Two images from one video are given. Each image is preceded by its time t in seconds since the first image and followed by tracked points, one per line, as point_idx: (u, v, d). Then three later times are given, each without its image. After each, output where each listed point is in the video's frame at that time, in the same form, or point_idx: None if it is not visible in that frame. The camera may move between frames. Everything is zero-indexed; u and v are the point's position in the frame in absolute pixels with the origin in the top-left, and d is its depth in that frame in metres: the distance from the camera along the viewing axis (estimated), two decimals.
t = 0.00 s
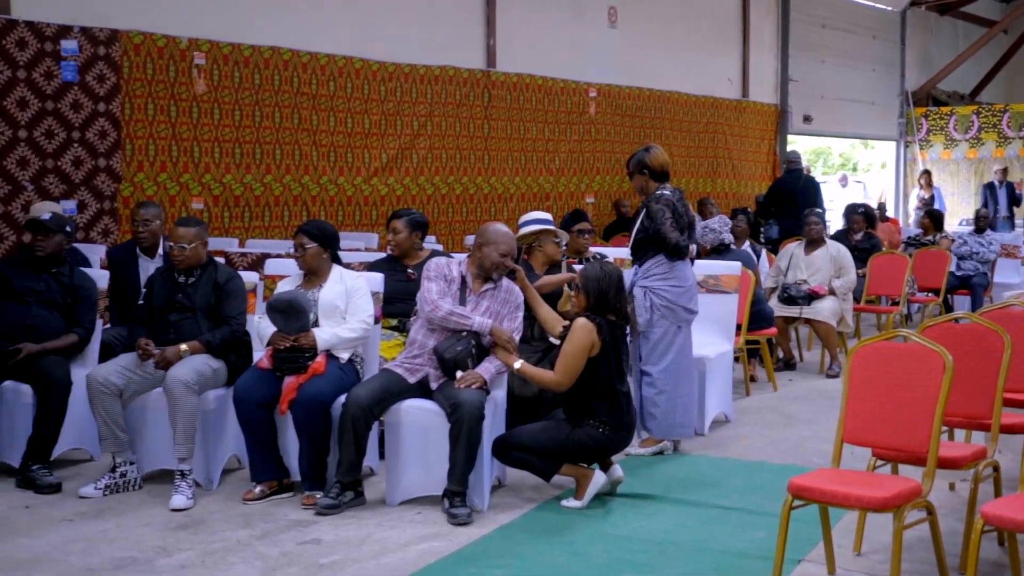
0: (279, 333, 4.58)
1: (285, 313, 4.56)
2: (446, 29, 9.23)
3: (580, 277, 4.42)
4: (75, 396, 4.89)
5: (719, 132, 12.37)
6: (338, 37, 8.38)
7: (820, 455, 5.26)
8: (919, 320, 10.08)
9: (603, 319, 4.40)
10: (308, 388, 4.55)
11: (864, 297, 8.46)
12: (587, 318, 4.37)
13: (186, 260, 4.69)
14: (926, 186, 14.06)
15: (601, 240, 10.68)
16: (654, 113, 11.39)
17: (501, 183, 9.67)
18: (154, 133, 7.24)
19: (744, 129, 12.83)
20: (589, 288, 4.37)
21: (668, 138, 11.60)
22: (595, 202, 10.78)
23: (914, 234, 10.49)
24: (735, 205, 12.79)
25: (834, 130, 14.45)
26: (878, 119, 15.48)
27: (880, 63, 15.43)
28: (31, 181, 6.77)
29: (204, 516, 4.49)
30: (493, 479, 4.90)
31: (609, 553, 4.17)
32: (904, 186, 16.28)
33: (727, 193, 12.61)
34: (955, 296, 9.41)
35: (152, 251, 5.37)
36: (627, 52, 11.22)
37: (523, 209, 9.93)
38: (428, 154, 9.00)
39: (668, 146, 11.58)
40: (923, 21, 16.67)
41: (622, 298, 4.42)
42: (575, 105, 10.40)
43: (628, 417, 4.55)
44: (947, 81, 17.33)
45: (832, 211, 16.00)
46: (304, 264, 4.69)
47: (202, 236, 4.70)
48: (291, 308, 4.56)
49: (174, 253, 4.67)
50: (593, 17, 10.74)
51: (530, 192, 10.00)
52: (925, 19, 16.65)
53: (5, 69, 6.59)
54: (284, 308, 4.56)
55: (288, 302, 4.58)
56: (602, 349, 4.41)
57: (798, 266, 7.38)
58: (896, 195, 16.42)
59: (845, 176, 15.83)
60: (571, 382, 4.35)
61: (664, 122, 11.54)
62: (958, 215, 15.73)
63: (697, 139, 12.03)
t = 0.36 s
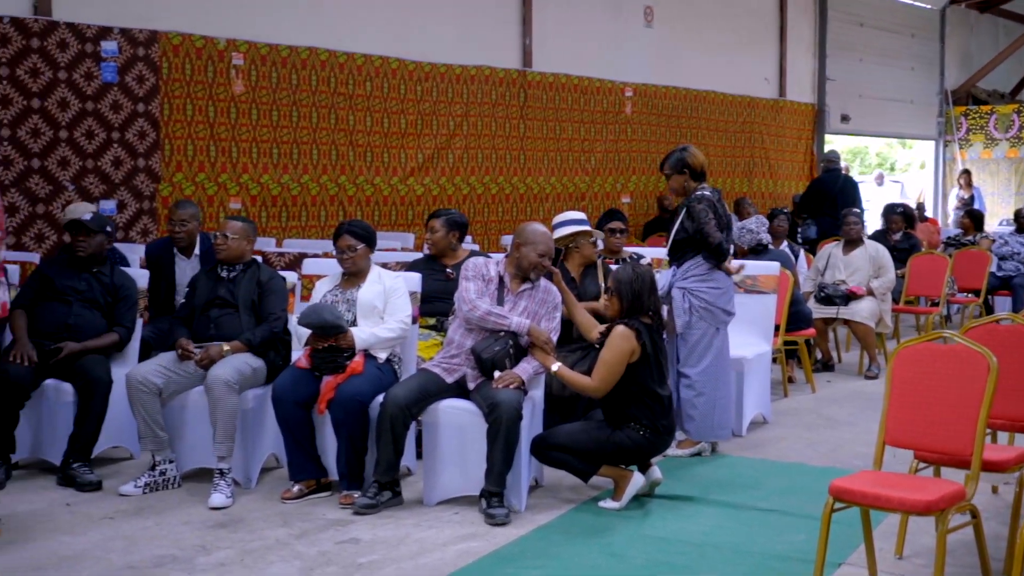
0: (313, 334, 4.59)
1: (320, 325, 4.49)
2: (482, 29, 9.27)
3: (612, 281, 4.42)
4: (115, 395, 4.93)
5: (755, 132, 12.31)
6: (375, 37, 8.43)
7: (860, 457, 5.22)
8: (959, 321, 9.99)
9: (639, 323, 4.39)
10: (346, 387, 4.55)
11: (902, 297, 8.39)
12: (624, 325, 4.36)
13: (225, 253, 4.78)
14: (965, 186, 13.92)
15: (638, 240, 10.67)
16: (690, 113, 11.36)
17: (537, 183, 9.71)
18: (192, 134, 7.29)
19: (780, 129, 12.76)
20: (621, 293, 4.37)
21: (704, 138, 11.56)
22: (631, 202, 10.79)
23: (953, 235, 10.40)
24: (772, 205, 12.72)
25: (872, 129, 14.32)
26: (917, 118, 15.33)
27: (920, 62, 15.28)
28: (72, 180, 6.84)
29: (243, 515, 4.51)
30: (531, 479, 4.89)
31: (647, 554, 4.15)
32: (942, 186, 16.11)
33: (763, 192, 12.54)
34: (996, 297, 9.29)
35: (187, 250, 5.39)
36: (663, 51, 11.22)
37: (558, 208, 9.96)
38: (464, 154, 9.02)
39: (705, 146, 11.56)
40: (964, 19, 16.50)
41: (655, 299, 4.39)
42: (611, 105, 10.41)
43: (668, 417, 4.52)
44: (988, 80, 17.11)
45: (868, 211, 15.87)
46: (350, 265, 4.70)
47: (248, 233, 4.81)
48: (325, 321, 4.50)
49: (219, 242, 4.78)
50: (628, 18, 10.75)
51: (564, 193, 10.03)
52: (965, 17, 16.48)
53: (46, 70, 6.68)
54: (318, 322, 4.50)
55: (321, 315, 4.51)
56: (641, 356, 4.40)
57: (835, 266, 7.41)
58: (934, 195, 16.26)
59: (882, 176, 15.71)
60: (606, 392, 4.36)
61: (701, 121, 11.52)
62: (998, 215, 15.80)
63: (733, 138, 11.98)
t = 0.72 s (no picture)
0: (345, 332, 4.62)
1: (352, 316, 4.53)
2: (510, 30, 9.30)
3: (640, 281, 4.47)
4: (148, 394, 4.96)
5: (786, 131, 12.26)
6: (404, 38, 8.48)
7: (892, 459, 5.18)
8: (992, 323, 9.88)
9: (670, 324, 4.39)
10: (376, 387, 4.55)
11: (935, 298, 8.33)
12: (655, 327, 4.37)
13: (254, 252, 4.79)
14: (999, 186, 13.68)
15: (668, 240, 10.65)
16: (721, 112, 11.33)
17: (565, 183, 9.74)
18: (223, 134, 7.34)
19: (812, 128, 12.69)
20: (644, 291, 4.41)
21: (735, 138, 11.53)
22: (660, 202, 10.78)
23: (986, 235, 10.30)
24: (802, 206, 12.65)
25: (904, 129, 14.23)
26: (950, 117, 15.20)
27: (953, 61, 15.14)
28: (105, 181, 6.89)
29: (274, 514, 4.52)
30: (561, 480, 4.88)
31: (678, 555, 4.12)
32: (976, 186, 15.95)
33: (793, 192, 12.47)
34: None
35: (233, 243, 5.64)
36: (693, 51, 11.22)
37: (588, 208, 9.97)
38: (493, 154, 9.06)
39: (735, 146, 11.54)
40: (998, 17, 16.34)
41: (685, 299, 4.39)
42: (641, 105, 10.41)
43: (702, 420, 4.51)
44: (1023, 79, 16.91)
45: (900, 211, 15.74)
46: (382, 264, 4.71)
47: (278, 232, 4.83)
48: (358, 311, 4.52)
49: (249, 242, 4.79)
50: (658, 18, 10.75)
51: (594, 193, 10.05)
52: (1000, 15, 16.31)
53: (80, 71, 6.74)
54: (349, 314, 4.53)
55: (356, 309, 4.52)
56: (673, 358, 4.40)
57: (868, 267, 7.46)
58: (967, 196, 16.10)
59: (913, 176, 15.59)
60: (638, 393, 4.35)
61: (732, 122, 11.49)
62: None
63: (764, 138, 11.94)
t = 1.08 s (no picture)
0: (369, 331, 4.64)
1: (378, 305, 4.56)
2: (535, 30, 9.32)
3: (674, 287, 4.43)
4: (174, 393, 4.98)
5: (812, 131, 12.20)
6: (428, 38, 8.51)
7: (920, 461, 5.15)
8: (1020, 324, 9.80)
9: (697, 326, 4.39)
10: (402, 387, 4.56)
11: (963, 300, 8.27)
12: (681, 329, 4.37)
13: (278, 253, 4.80)
14: None
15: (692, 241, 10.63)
16: (746, 112, 11.30)
17: (589, 183, 9.75)
18: (249, 134, 7.39)
19: (838, 128, 12.64)
20: (682, 296, 4.38)
21: (759, 137, 11.51)
22: (685, 203, 10.75)
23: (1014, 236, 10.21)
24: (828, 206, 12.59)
25: (931, 129, 14.14)
26: (978, 117, 15.08)
27: (981, 60, 15.03)
28: (132, 181, 6.92)
29: (300, 514, 4.53)
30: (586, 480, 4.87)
31: (704, 557, 4.10)
32: (1004, 186, 15.82)
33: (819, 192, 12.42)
34: None
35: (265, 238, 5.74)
36: (718, 51, 11.19)
37: (612, 209, 9.97)
38: (518, 154, 9.10)
39: (761, 147, 11.52)
40: None
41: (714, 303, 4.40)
42: (666, 105, 10.39)
43: (730, 423, 4.50)
44: None
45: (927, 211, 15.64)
46: (406, 263, 4.72)
47: (302, 232, 4.83)
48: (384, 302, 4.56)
49: (273, 242, 4.81)
50: (683, 18, 10.75)
51: (619, 193, 10.05)
52: None
53: (108, 72, 6.78)
54: (377, 304, 4.58)
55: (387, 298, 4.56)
56: (700, 359, 4.40)
57: (896, 267, 7.46)
58: (995, 196, 15.97)
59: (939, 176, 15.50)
60: (664, 396, 4.36)
61: (757, 122, 11.46)
62: None
63: (789, 138, 11.90)
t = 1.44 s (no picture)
0: (390, 332, 4.63)
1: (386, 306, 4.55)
2: (558, 30, 9.34)
3: (700, 286, 4.43)
4: (200, 393, 5.01)
5: (838, 131, 12.15)
6: (452, 38, 8.52)
7: (946, 463, 5.12)
8: None
9: (723, 327, 4.39)
10: (427, 387, 4.56)
11: (990, 301, 8.22)
12: (706, 331, 4.36)
13: (303, 254, 4.82)
14: None
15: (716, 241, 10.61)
16: (770, 112, 11.26)
17: (613, 183, 9.75)
18: (274, 135, 7.42)
19: (864, 128, 12.60)
20: (708, 299, 4.39)
21: (783, 137, 11.48)
22: (709, 202, 10.73)
23: None
24: (852, 206, 12.55)
25: (957, 129, 14.07)
26: (1005, 117, 14.99)
27: (1009, 60, 14.93)
28: (158, 181, 6.95)
29: (325, 513, 4.53)
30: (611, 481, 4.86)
31: (730, 558, 4.08)
32: None
33: (843, 192, 12.38)
34: None
35: (281, 237, 5.72)
36: (743, 50, 11.17)
37: (636, 209, 9.96)
38: (542, 154, 9.13)
39: (784, 147, 11.49)
40: None
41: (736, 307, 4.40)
42: (690, 105, 10.37)
43: (757, 424, 4.48)
44: None
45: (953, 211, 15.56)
46: (433, 268, 4.73)
47: (327, 233, 4.85)
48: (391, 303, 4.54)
49: (299, 243, 4.82)
50: (708, 18, 10.74)
51: (643, 193, 10.04)
52: None
53: (134, 72, 6.81)
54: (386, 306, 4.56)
55: (392, 299, 4.54)
56: (726, 360, 4.39)
57: (922, 268, 7.46)
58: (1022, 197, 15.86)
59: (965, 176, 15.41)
60: (690, 397, 4.35)
61: (780, 122, 11.43)
62: None
63: (813, 138, 11.88)
